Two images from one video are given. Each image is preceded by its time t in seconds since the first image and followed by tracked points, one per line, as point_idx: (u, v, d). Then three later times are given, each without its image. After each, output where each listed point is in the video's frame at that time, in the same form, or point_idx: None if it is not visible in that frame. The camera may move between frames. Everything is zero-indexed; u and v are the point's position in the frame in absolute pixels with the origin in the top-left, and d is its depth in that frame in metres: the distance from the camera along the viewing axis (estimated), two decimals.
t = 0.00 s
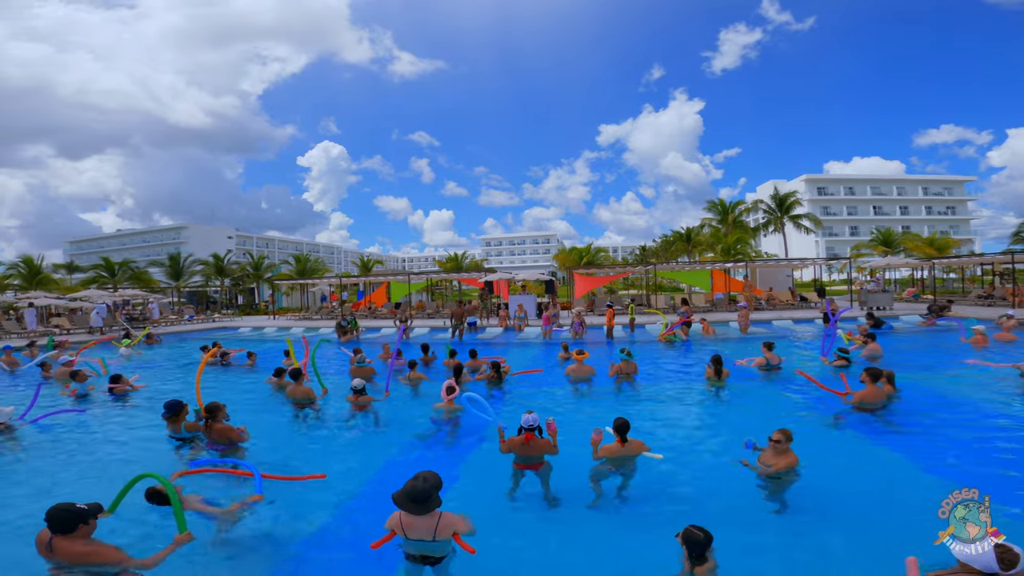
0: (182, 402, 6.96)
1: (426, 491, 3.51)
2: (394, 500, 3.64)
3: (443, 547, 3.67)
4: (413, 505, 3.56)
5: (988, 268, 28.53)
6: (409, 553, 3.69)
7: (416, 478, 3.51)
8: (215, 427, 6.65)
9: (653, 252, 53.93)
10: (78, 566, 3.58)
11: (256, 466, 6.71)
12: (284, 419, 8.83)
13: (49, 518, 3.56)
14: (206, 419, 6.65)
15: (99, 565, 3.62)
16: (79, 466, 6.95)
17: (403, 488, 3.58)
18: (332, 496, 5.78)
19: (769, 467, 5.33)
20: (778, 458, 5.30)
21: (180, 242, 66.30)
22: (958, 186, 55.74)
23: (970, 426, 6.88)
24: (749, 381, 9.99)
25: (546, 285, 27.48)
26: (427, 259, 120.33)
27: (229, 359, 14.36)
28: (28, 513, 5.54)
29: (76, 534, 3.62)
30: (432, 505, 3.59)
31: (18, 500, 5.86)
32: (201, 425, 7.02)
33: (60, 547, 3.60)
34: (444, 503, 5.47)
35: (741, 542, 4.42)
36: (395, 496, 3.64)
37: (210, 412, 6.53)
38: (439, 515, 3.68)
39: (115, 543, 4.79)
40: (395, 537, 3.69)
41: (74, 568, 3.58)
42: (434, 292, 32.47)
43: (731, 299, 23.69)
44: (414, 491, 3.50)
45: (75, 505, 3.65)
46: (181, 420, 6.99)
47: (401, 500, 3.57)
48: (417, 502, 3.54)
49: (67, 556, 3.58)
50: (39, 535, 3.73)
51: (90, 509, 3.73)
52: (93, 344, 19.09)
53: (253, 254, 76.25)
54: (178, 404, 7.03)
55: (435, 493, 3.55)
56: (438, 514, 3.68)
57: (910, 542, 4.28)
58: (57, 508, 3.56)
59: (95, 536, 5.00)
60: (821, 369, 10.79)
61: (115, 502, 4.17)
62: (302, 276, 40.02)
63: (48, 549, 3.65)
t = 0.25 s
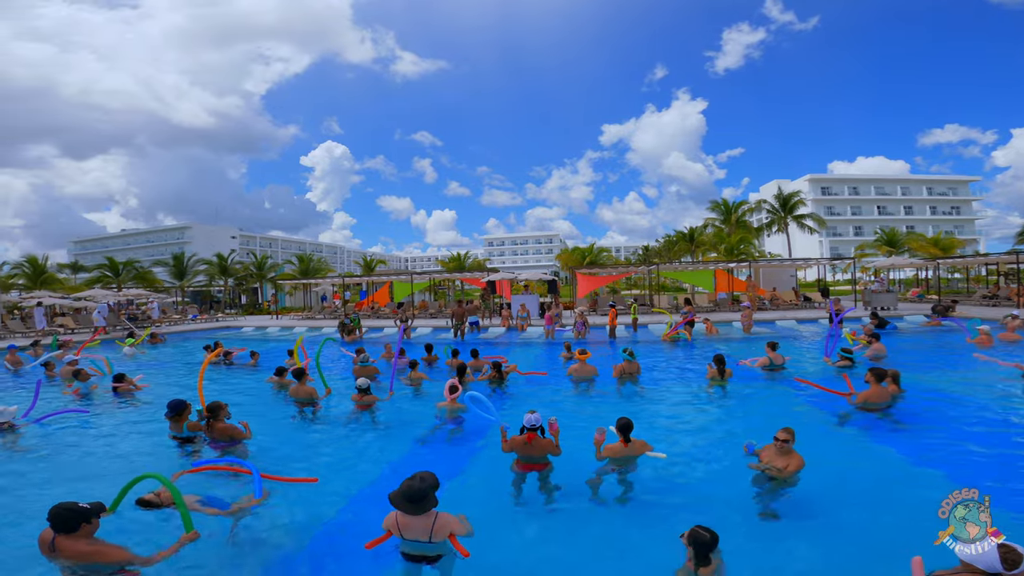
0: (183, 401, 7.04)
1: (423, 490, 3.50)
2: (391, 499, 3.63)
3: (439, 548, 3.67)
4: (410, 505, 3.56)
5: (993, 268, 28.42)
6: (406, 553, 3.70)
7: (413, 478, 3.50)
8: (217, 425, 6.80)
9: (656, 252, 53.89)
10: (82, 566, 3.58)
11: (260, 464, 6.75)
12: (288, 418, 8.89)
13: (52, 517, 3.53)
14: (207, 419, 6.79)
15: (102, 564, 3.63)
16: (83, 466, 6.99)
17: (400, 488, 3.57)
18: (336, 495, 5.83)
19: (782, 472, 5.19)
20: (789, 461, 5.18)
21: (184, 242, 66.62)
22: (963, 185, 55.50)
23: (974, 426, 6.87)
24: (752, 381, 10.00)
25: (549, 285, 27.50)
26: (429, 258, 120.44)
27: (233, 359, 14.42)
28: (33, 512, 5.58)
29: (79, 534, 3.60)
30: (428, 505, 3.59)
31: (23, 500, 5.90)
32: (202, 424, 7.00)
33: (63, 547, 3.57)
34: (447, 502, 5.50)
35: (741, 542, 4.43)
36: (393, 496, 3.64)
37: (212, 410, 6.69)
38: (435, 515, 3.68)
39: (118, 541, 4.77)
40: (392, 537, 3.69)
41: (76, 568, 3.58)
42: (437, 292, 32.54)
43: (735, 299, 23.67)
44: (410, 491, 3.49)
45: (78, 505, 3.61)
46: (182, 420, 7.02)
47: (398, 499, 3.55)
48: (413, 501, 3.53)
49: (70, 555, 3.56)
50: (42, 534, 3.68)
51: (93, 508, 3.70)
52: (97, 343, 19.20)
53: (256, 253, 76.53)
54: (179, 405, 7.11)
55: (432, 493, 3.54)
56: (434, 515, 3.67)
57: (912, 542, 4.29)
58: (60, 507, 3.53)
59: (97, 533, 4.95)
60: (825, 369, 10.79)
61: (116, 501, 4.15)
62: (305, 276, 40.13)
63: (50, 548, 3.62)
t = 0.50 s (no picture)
0: (187, 402, 7.06)
1: (418, 490, 3.52)
2: (387, 500, 3.65)
3: (434, 549, 3.67)
4: (405, 506, 3.57)
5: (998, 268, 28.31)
6: (402, 553, 3.71)
7: (409, 478, 3.52)
8: (222, 425, 6.81)
9: (658, 252, 53.87)
10: (87, 563, 3.59)
11: (264, 464, 6.78)
12: (292, 418, 8.93)
13: (57, 514, 3.57)
14: (212, 418, 6.80)
15: (106, 560, 3.64)
16: (89, 465, 7.04)
17: (395, 488, 3.58)
18: (340, 494, 5.86)
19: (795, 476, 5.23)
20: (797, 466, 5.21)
21: (188, 242, 66.86)
22: (967, 185, 55.31)
23: (978, 427, 6.87)
24: (754, 381, 10.01)
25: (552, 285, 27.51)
26: (432, 258, 120.55)
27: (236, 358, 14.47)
28: (39, 511, 5.63)
29: (84, 530, 3.63)
30: (424, 506, 3.59)
31: (28, 500, 5.94)
32: (205, 425, 7.06)
33: (67, 543, 3.60)
34: (450, 502, 5.53)
35: (741, 542, 4.45)
36: (388, 496, 3.64)
37: (217, 410, 6.69)
38: (430, 516, 3.70)
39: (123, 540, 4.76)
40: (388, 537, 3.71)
41: (81, 564, 3.58)
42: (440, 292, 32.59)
43: (738, 299, 23.65)
44: (405, 491, 3.51)
45: (82, 501, 3.66)
46: (186, 421, 7.08)
47: (393, 499, 3.57)
48: (408, 502, 3.54)
49: (75, 552, 3.58)
50: (47, 531, 3.73)
51: (97, 505, 3.76)
52: (101, 343, 19.29)
53: (260, 253, 76.78)
54: (184, 405, 7.14)
55: (427, 494, 3.56)
56: (429, 515, 3.69)
57: (912, 543, 4.29)
58: (65, 504, 3.58)
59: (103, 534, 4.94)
60: (828, 369, 10.78)
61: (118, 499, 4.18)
62: (308, 276, 40.21)
63: (55, 545, 3.65)
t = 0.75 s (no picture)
0: (191, 402, 7.07)
1: (413, 490, 3.51)
2: (381, 501, 3.64)
3: (430, 548, 3.68)
4: (399, 506, 3.56)
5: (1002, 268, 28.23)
6: (400, 553, 3.71)
7: (403, 478, 3.52)
8: (226, 425, 6.83)
9: (660, 252, 53.84)
10: (95, 565, 3.62)
11: (266, 463, 6.79)
12: (294, 418, 8.95)
13: (63, 518, 3.59)
14: (217, 418, 6.82)
15: (114, 563, 3.66)
16: (91, 465, 7.07)
17: (390, 488, 3.58)
18: (342, 495, 5.87)
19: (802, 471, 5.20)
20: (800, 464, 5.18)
21: (190, 242, 67.03)
22: (970, 185, 55.17)
23: (981, 428, 6.85)
24: (756, 381, 10.00)
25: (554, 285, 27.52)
26: (433, 258, 120.58)
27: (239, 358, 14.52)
28: (42, 511, 5.66)
29: (90, 534, 3.65)
30: (418, 506, 3.58)
31: (32, 499, 5.97)
32: (209, 425, 7.07)
33: (75, 547, 3.62)
34: (452, 502, 5.54)
35: (740, 542, 4.44)
36: (382, 496, 3.63)
37: (221, 410, 6.70)
38: (426, 515, 3.69)
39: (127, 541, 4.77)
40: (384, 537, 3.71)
41: (89, 567, 3.61)
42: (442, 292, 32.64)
43: (740, 299, 23.63)
44: (399, 492, 3.50)
45: (88, 505, 3.67)
46: (190, 421, 7.08)
47: (387, 500, 3.56)
48: (403, 502, 3.54)
49: (83, 555, 3.61)
50: (53, 535, 3.74)
51: (103, 508, 3.76)
52: (104, 343, 19.34)
53: (262, 253, 76.96)
54: (188, 405, 7.15)
55: (422, 493, 3.55)
56: (425, 515, 3.68)
57: (912, 543, 4.29)
58: (71, 508, 3.58)
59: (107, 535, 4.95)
60: (830, 369, 10.77)
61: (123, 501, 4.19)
62: (310, 276, 40.27)
63: (62, 549, 3.67)
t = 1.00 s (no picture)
0: (196, 401, 7.13)
1: (408, 489, 3.53)
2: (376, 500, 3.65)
3: (426, 547, 3.70)
4: (393, 505, 3.57)
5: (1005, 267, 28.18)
6: (395, 552, 3.73)
7: (397, 478, 3.52)
8: (230, 424, 6.93)
9: (662, 252, 53.80)
10: (95, 562, 3.65)
11: (270, 461, 6.84)
12: (296, 417, 8.99)
13: (66, 513, 3.64)
14: (221, 417, 6.91)
15: (116, 558, 3.69)
16: (95, 464, 7.11)
17: (384, 488, 3.59)
18: (345, 493, 5.91)
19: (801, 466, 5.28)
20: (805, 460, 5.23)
21: (192, 241, 67.19)
22: (973, 184, 55.01)
23: (982, 427, 6.87)
24: (757, 380, 10.02)
25: (555, 284, 27.51)
26: (435, 258, 120.66)
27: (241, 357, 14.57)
28: (46, 510, 5.69)
29: (93, 530, 3.69)
30: (413, 505, 3.60)
31: (35, 498, 6.01)
32: (214, 425, 7.03)
33: (77, 543, 3.66)
34: (454, 500, 5.58)
35: (741, 542, 4.45)
36: (377, 496, 3.64)
37: (226, 409, 6.80)
38: (421, 513, 3.71)
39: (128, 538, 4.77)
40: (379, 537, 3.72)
41: (91, 562, 3.64)
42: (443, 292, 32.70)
43: (742, 299, 23.64)
44: (394, 491, 3.52)
45: (91, 501, 3.73)
46: (195, 421, 7.12)
47: (382, 499, 3.57)
48: (398, 501, 3.55)
49: (85, 551, 3.64)
50: (55, 531, 3.78)
51: (106, 505, 3.81)
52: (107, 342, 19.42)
53: (264, 252, 77.10)
54: (193, 404, 7.20)
55: (416, 492, 3.57)
56: (420, 513, 3.71)
57: (913, 544, 4.29)
58: (74, 503, 3.65)
59: (110, 531, 4.96)
60: (831, 369, 10.78)
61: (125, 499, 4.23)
62: (312, 275, 40.34)
63: (64, 545, 3.70)
